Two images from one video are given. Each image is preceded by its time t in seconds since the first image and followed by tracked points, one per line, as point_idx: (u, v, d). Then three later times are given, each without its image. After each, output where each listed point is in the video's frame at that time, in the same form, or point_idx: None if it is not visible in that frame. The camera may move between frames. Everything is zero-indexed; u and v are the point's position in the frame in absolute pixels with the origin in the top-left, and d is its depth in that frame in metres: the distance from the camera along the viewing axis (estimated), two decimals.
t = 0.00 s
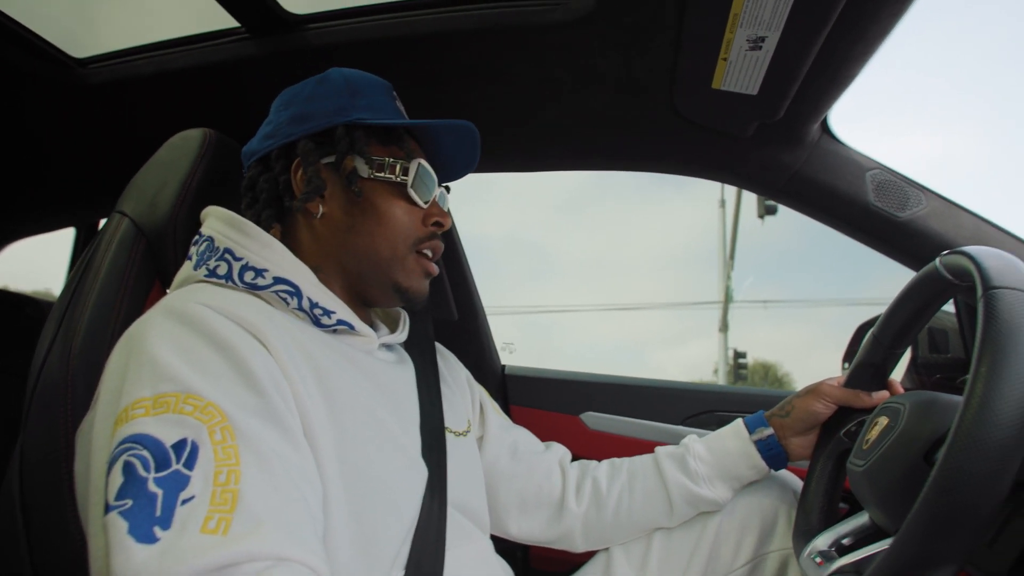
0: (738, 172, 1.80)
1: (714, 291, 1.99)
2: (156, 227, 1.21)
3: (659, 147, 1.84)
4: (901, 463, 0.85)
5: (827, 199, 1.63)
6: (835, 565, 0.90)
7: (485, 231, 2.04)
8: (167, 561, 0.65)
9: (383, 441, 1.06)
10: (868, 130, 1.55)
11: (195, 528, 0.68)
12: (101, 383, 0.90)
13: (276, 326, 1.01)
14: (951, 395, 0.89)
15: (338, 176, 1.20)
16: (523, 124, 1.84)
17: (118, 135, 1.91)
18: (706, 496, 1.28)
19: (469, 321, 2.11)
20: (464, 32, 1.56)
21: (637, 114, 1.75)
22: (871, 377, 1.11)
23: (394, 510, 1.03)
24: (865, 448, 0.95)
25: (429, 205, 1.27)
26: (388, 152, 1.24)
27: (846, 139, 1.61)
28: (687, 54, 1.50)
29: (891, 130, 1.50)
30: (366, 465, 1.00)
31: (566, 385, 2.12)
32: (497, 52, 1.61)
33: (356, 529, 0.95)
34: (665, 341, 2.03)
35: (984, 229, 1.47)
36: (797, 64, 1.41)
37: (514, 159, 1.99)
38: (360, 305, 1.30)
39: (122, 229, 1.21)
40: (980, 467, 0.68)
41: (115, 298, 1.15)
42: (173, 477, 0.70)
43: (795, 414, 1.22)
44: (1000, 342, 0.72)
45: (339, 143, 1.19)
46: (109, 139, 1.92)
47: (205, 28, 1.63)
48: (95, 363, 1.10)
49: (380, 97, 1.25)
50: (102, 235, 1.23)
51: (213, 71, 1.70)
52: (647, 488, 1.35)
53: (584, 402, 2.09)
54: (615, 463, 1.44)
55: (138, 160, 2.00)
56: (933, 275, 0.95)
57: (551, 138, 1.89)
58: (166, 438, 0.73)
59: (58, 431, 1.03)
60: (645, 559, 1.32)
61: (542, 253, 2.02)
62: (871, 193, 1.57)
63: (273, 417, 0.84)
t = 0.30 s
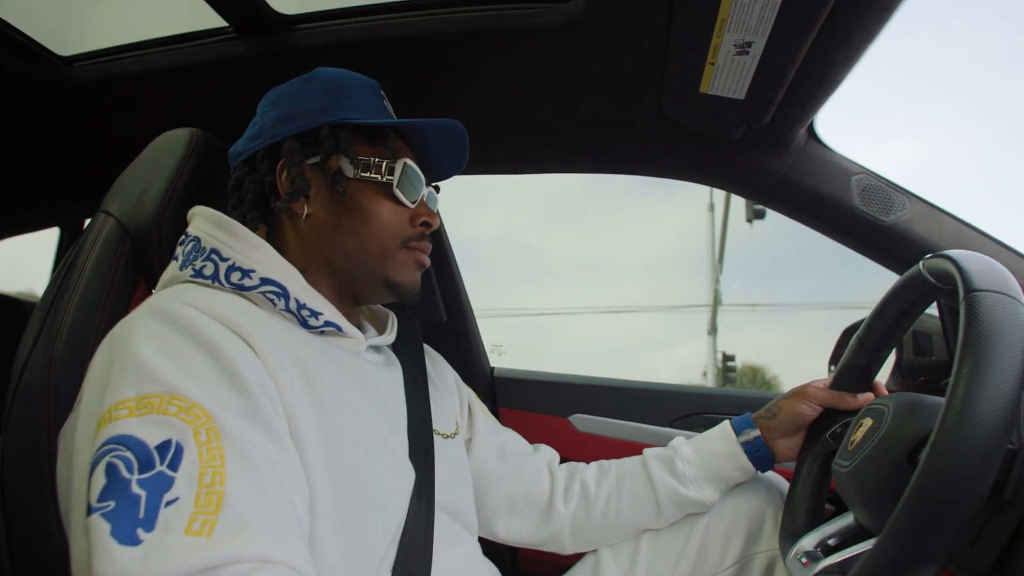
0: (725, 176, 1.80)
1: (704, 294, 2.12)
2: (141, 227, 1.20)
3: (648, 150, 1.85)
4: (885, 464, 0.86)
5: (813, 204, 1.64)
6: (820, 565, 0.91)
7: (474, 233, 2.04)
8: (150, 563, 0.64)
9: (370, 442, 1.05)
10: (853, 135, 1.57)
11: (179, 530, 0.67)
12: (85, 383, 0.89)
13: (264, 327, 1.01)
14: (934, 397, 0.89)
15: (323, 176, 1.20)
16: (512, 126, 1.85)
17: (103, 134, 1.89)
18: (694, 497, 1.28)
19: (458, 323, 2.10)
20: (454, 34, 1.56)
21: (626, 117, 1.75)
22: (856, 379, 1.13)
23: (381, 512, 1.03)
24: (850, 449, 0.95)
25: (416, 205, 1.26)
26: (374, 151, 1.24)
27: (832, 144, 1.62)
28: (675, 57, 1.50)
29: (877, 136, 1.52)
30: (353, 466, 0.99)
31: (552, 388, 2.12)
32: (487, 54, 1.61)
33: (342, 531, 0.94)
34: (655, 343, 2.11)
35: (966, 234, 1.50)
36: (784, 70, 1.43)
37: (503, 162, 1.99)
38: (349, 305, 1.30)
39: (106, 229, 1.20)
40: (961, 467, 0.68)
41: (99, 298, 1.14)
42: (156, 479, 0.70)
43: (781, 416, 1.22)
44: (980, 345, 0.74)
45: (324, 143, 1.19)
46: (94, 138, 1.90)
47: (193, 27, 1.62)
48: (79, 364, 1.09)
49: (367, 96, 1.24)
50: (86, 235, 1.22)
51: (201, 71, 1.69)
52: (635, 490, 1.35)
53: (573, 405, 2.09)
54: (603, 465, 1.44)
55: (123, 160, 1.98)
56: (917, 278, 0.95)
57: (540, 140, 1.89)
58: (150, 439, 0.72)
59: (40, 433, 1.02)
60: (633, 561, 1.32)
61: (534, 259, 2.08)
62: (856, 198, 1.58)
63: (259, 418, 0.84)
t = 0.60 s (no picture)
0: (721, 175, 1.81)
1: (699, 294, 2.05)
2: (137, 227, 1.20)
3: (644, 150, 1.85)
4: (880, 462, 0.87)
5: (808, 203, 1.65)
6: (816, 563, 0.91)
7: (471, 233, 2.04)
8: (148, 563, 0.64)
9: (367, 442, 1.05)
10: (849, 135, 1.58)
11: (177, 530, 0.67)
12: (81, 383, 0.89)
13: (260, 327, 1.01)
14: (928, 395, 0.90)
15: (323, 178, 1.20)
16: (509, 126, 1.85)
17: (99, 133, 1.88)
18: (690, 496, 1.28)
19: (455, 323, 2.11)
20: (450, 33, 1.56)
21: (622, 117, 1.76)
22: (852, 378, 1.12)
23: (379, 512, 1.03)
24: (845, 447, 0.96)
25: (415, 208, 1.25)
26: (373, 154, 1.23)
27: (827, 144, 1.64)
28: (672, 57, 1.51)
29: (871, 136, 1.53)
30: (350, 466, 1.00)
31: (551, 387, 2.15)
32: (483, 54, 1.61)
33: (340, 530, 0.95)
34: (650, 342, 2.07)
35: (960, 233, 1.50)
36: (779, 69, 1.43)
37: (499, 161, 1.99)
38: (345, 305, 1.30)
39: (102, 228, 1.20)
40: (955, 464, 0.69)
41: (95, 298, 1.14)
42: (154, 479, 0.70)
43: (777, 414, 1.23)
44: (973, 343, 0.74)
45: (324, 144, 1.19)
46: (89, 138, 1.90)
47: (188, 26, 1.62)
48: (75, 363, 1.09)
49: (368, 98, 1.24)
50: (82, 234, 1.21)
51: (197, 70, 1.69)
52: (631, 488, 1.36)
53: (569, 404, 2.11)
54: (600, 464, 1.45)
55: (119, 159, 1.98)
56: (912, 277, 0.96)
57: (536, 140, 1.89)
58: (147, 440, 0.72)
59: (37, 433, 1.02)
60: (630, 559, 1.33)
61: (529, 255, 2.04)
62: (851, 197, 1.59)
63: (256, 418, 0.84)
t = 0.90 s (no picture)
0: (717, 174, 1.81)
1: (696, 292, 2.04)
2: (133, 226, 1.20)
3: (642, 148, 1.85)
4: (876, 460, 0.87)
5: (804, 202, 1.66)
6: (812, 560, 0.91)
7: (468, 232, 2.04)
8: (146, 562, 0.64)
9: (364, 441, 1.06)
10: (845, 133, 1.58)
11: (174, 529, 0.67)
12: (78, 383, 0.89)
13: (257, 326, 1.01)
14: (923, 394, 0.90)
15: (331, 183, 1.20)
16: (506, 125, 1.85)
17: (94, 132, 1.88)
18: (687, 494, 1.29)
19: (452, 322, 2.12)
20: (447, 32, 1.56)
21: (619, 116, 1.76)
22: (848, 377, 1.13)
23: (376, 510, 1.03)
24: (841, 446, 0.96)
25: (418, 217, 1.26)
26: (380, 162, 1.24)
27: (823, 143, 1.64)
28: (668, 56, 1.51)
29: (867, 134, 1.53)
30: (348, 465, 1.00)
31: (548, 386, 2.15)
32: (480, 53, 1.61)
33: (337, 530, 0.95)
34: (648, 341, 2.07)
35: (956, 232, 1.51)
36: (775, 68, 1.43)
37: (496, 161, 1.99)
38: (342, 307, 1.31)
39: (98, 228, 1.20)
40: (950, 461, 0.69)
41: (91, 297, 1.14)
42: (151, 478, 0.70)
43: (773, 412, 1.24)
44: (968, 341, 0.74)
45: (335, 150, 1.17)
46: (85, 137, 1.89)
47: (185, 25, 1.61)
48: (72, 363, 1.09)
49: (378, 104, 1.24)
50: (78, 233, 1.21)
51: (194, 69, 1.68)
52: (629, 487, 1.36)
53: (566, 403, 2.11)
54: (597, 463, 1.45)
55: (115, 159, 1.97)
56: (908, 277, 0.96)
57: (533, 139, 1.89)
58: (144, 439, 0.72)
59: (33, 433, 1.02)
60: (628, 558, 1.33)
61: (524, 249, 2.03)
62: (847, 196, 1.60)
63: (254, 417, 0.84)
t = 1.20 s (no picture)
0: (713, 172, 1.81)
1: (692, 290, 2.05)
2: (130, 224, 1.20)
3: (638, 147, 1.86)
4: (873, 456, 0.87)
5: (801, 200, 1.66)
6: (809, 557, 0.92)
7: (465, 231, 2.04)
8: (144, 559, 0.64)
9: (362, 440, 1.06)
10: (841, 132, 1.59)
11: (172, 526, 0.67)
12: (75, 381, 0.89)
13: (255, 324, 1.01)
14: (918, 390, 0.91)
15: (334, 185, 1.19)
16: (503, 124, 1.85)
17: (90, 131, 1.87)
18: (685, 492, 1.29)
19: (449, 321, 2.11)
20: (444, 31, 1.56)
21: (616, 115, 1.76)
22: (844, 375, 1.14)
23: (374, 508, 1.03)
24: (838, 442, 0.97)
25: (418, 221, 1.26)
26: (383, 165, 1.24)
27: (819, 142, 1.64)
28: (665, 55, 1.51)
29: (862, 133, 1.54)
30: (345, 463, 1.00)
31: (545, 384, 2.15)
32: (477, 52, 1.61)
33: (335, 528, 0.95)
34: (644, 339, 2.09)
35: (951, 230, 1.52)
36: (772, 66, 1.44)
37: (493, 159, 2.00)
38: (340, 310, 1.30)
39: (95, 226, 1.20)
40: (945, 457, 0.70)
41: (88, 296, 1.14)
42: (148, 476, 0.70)
43: (770, 410, 1.24)
44: (963, 337, 0.75)
45: (339, 151, 1.17)
46: (81, 136, 1.89)
47: (181, 24, 1.61)
48: (68, 362, 1.09)
49: (382, 105, 1.25)
50: (74, 232, 1.21)
51: (190, 68, 1.68)
52: (626, 484, 1.36)
53: (565, 401, 2.11)
54: (595, 460, 1.45)
55: (111, 157, 1.97)
56: (904, 273, 0.96)
57: (530, 138, 1.89)
58: (142, 437, 0.72)
59: (29, 432, 1.02)
60: (625, 556, 1.33)
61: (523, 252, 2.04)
62: (844, 194, 1.60)
63: (252, 415, 0.84)
